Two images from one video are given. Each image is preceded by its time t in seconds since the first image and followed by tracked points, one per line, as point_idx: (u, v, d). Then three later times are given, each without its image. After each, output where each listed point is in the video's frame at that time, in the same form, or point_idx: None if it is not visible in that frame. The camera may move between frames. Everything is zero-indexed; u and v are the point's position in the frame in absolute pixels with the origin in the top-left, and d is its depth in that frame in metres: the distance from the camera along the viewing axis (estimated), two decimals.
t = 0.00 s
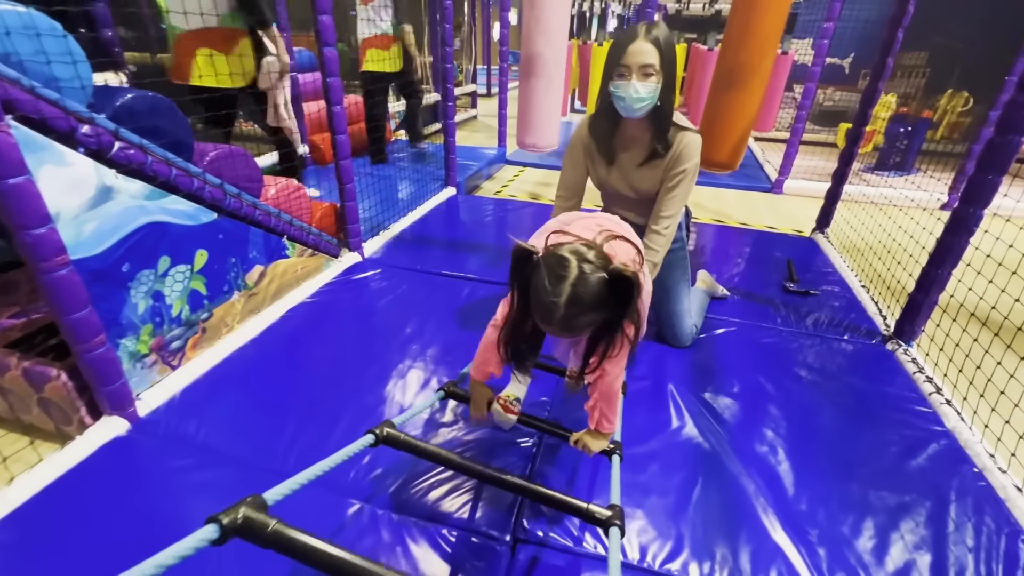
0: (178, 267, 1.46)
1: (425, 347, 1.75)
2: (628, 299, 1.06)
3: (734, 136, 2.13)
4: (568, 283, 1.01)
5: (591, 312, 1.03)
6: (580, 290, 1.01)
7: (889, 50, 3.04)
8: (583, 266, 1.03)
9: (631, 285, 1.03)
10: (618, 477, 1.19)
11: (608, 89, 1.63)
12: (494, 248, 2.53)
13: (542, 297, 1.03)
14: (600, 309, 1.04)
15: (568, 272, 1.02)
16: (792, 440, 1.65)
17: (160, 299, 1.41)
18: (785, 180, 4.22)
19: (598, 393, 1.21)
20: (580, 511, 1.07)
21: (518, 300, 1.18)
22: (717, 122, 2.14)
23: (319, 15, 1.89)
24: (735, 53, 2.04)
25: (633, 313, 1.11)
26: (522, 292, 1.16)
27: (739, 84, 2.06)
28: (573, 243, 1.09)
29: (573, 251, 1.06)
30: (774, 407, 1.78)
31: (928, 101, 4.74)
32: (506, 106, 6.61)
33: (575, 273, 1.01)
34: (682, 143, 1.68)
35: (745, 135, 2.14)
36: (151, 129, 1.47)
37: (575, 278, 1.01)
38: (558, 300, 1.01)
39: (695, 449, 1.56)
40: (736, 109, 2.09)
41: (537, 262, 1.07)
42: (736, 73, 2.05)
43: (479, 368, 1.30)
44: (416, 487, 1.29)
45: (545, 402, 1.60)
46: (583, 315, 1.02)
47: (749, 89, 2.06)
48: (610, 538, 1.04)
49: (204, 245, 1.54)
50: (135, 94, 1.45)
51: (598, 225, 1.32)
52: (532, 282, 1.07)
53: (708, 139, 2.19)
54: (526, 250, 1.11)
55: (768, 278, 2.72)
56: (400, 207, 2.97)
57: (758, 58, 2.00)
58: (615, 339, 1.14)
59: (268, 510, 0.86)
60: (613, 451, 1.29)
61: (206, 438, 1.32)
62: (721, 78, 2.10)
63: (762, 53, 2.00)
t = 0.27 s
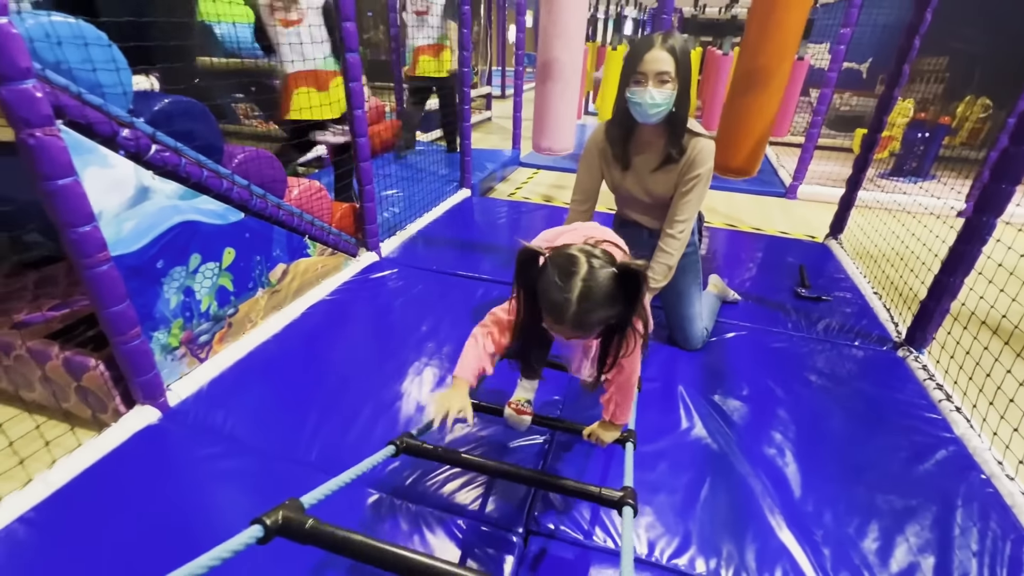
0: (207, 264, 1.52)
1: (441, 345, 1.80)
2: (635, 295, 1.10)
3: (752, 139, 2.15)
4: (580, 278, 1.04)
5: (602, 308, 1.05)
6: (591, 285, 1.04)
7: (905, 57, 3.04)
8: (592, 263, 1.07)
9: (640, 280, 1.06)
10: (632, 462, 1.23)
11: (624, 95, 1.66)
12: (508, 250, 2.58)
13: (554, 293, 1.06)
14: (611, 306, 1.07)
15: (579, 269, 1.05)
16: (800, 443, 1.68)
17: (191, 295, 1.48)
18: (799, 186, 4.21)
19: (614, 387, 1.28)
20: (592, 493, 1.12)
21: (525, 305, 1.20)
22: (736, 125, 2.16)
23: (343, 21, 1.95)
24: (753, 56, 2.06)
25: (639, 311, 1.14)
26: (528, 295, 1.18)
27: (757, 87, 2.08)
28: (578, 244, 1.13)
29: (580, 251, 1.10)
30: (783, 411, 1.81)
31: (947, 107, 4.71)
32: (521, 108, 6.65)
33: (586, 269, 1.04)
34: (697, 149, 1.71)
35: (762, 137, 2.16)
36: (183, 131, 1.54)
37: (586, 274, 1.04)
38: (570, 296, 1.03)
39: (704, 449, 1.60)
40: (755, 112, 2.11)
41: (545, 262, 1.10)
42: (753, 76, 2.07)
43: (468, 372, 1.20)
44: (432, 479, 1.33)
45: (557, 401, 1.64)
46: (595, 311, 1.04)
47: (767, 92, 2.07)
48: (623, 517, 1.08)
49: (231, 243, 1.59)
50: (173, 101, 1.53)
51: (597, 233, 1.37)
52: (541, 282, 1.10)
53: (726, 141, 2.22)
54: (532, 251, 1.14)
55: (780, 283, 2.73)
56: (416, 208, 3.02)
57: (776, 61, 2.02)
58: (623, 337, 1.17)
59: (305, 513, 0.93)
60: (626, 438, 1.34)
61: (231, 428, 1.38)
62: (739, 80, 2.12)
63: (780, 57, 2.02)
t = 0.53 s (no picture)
0: (234, 260, 1.58)
1: (456, 342, 1.84)
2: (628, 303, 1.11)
3: (773, 145, 2.08)
4: (573, 286, 1.05)
5: (596, 316, 1.05)
6: (585, 293, 1.04)
7: (923, 64, 3.04)
8: (586, 274, 1.08)
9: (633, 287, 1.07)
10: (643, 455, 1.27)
11: (640, 102, 1.69)
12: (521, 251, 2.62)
13: (547, 302, 1.05)
14: (604, 315, 1.07)
15: (572, 277, 1.06)
16: (808, 446, 1.70)
17: (218, 290, 1.54)
18: (814, 190, 4.21)
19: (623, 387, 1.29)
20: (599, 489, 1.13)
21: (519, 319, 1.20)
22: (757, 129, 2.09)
23: (365, 26, 2.01)
24: (774, 59, 1.99)
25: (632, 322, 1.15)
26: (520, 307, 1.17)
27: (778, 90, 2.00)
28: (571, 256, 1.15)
29: (573, 262, 1.11)
30: (792, 414, 1.83)
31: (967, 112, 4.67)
32: (536, 108, 6.69)
33: (579, 278, 1.05)
34: (711, 153, 1.74)
35: (784, 143, 2.08)
36: (214, 132, 1.59)
37: (580, 282, 1.05)
38: (564, 303, 1.03)
39: (712, 450, 1.63)
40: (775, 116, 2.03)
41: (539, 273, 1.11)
42: (773, 81, 2.00)
43: (473, 412, 1.22)
44: (445, 473, 1.38)
45: (568, 399, 1.68)
46: (589, 318, 1.04)
47: (787, 96, 2.00)
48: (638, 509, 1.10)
49: (256, 241, 1.65)
50: (205, 102, 1.58)
51: (597, 245, 1.36)
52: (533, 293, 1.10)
53: (747, 146, 2.15)
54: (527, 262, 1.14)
55: (792, 288, 2.75)
56: (432, 208, 3.08)
57: (798, 65, 1.94)
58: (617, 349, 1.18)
59: (344, 504, 0.99)
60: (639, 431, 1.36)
61: (254, 418, 1.43)
62: (761, 84, 2.06)
63: (802, 59, 1.93)
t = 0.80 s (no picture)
0: (262, 255, 1.64)
1: (473, 338, 1.89)
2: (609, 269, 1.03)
3: (795, 150, 2.07)
4: (544, 250, 0.98)
5: (572, 281, 0.98)
6: (559, 257, 0.97)
7: (943, 67, 3.02)
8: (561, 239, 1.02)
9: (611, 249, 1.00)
10: (656, 448, 1.30)
11: (658, 104, 1.72)
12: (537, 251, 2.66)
13: (520, 270, 0.99)
14: (583, 280, 1.00)
15: (545, 243, 1.00)
16: (820, 446, 1.72)
17: (247, 284, 1.60)
18: (831, 194, 4.20)
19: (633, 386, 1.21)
20: (616, 481, 1.13)
21: (499, 300, 1.13)
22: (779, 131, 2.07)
23: (390, 31, 2.08)
24: (796, 66, 1.97)
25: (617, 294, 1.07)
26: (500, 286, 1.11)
27: (800, 94, 1.98)
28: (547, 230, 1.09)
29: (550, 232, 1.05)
30: (804, 414, 1.85)
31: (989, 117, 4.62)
32: (552, 110, 6.73)
33: (552, 242, 0.99)
34: (728, 153, 1.77)
35: (806, 147, 2.07)
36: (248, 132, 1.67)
37: (553, 246, 0.99)
38: (536, 267, 0.97)
39: (724, 447, 1.65)
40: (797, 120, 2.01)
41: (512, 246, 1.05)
42: (795, 89, 1.98)
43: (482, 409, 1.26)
44: (463, 463, 1.42)
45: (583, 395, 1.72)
46: (565, 282, 0.97)
47: (810, 103, 1.98)
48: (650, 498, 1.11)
49: (283, 237, 1.71)
50: (239, 105, 1.66)
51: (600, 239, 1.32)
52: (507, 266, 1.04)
53: (768, 151, 2.13)
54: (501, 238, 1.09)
55: (806, 290, 2.76)
56: (449, 208, 3.13)
57: (821, 73, 1.92)
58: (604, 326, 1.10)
59: (376, 481, 1.05)
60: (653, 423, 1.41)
61: (280, 407, 1.49)
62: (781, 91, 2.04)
63: (824, 66, 1.92)
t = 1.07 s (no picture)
0: (282, 259, 1.69)
1: (485, 341, 1.92)
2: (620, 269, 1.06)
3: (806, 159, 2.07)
4: (557, 246, 1.01)
5: (582, 277, 1.01)
6: (571, 253, 1.01)
7: (955, 75, 3.03)
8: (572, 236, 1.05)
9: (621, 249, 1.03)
10: (664, 451, 1.33)
11: (668, 113, 1.76)
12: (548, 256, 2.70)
13: (532, 264, 1.02)
14: (594, 277, 1.02)
15: (557, 240, 1.03)
16: (828, 450, 1.74)
17: (267, 286, 1.65)
18: (843, 201, 4.19)
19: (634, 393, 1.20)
20: (630, 479, 1.14)
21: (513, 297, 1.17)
22: (789, 141, 2.08)
23: (406, 42, 2.14)
24: (808, 75, 1.98)
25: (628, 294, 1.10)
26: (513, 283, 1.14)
27: (812, 103, 1.99)
28: (561, 228, 1.12)
29: (564, 231, 1.09)
30: (812, 419, 1.87)
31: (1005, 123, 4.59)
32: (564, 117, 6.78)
33: (565, 239, 1.02)
34: (736, 160, 1.80)
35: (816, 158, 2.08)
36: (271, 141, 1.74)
37: (565, 243, 1.02)
38: (549, 262, 1.00)
39: (732, 451, 1.68)
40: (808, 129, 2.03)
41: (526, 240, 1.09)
42: (807, 97, 1.99)
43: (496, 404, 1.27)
44: (475, 463, 1.46)
45: (592, 398, 1.75)
46: (576, 279, 1.00)
47: (822, 112, 1.99)
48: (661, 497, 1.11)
49: (302, 241, 1.77)
50: (263, 114, 1.74)
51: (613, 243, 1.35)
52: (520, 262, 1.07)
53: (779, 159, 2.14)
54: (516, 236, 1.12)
55: (816, 297, 2.77)
56: (461, 213, 3.18)
57: (833, 81, 1.93)
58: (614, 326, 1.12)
59: (402, 468, 1.08)
60: (664, 425, 1.43)
61: (297, 406, 1.54)
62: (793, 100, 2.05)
63: (835, 76, 1.93)
